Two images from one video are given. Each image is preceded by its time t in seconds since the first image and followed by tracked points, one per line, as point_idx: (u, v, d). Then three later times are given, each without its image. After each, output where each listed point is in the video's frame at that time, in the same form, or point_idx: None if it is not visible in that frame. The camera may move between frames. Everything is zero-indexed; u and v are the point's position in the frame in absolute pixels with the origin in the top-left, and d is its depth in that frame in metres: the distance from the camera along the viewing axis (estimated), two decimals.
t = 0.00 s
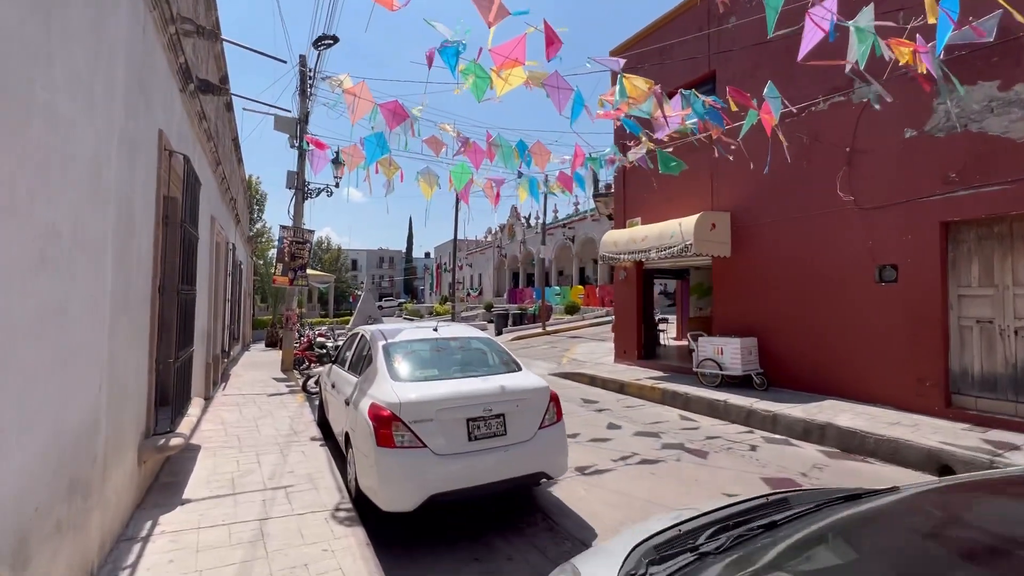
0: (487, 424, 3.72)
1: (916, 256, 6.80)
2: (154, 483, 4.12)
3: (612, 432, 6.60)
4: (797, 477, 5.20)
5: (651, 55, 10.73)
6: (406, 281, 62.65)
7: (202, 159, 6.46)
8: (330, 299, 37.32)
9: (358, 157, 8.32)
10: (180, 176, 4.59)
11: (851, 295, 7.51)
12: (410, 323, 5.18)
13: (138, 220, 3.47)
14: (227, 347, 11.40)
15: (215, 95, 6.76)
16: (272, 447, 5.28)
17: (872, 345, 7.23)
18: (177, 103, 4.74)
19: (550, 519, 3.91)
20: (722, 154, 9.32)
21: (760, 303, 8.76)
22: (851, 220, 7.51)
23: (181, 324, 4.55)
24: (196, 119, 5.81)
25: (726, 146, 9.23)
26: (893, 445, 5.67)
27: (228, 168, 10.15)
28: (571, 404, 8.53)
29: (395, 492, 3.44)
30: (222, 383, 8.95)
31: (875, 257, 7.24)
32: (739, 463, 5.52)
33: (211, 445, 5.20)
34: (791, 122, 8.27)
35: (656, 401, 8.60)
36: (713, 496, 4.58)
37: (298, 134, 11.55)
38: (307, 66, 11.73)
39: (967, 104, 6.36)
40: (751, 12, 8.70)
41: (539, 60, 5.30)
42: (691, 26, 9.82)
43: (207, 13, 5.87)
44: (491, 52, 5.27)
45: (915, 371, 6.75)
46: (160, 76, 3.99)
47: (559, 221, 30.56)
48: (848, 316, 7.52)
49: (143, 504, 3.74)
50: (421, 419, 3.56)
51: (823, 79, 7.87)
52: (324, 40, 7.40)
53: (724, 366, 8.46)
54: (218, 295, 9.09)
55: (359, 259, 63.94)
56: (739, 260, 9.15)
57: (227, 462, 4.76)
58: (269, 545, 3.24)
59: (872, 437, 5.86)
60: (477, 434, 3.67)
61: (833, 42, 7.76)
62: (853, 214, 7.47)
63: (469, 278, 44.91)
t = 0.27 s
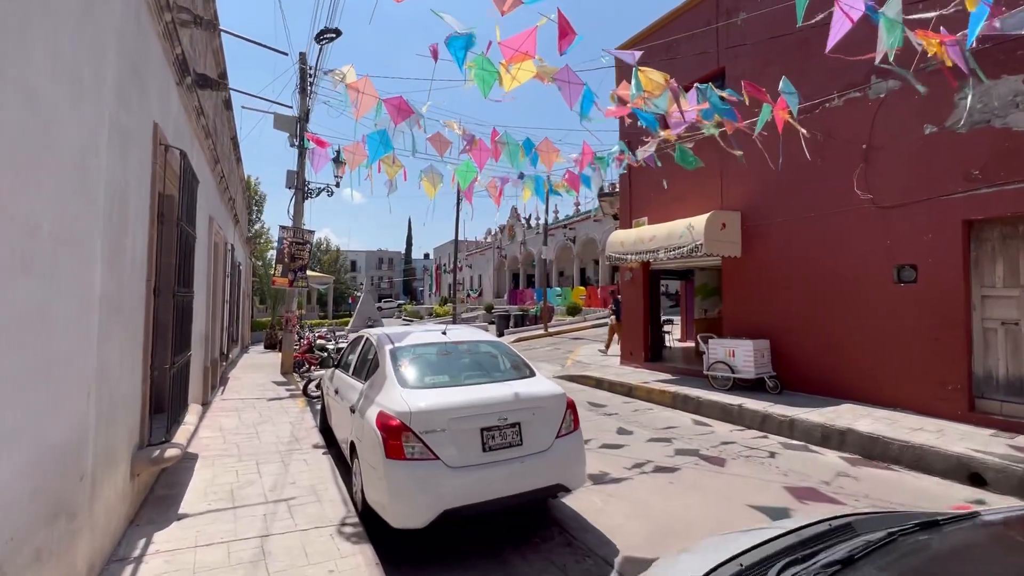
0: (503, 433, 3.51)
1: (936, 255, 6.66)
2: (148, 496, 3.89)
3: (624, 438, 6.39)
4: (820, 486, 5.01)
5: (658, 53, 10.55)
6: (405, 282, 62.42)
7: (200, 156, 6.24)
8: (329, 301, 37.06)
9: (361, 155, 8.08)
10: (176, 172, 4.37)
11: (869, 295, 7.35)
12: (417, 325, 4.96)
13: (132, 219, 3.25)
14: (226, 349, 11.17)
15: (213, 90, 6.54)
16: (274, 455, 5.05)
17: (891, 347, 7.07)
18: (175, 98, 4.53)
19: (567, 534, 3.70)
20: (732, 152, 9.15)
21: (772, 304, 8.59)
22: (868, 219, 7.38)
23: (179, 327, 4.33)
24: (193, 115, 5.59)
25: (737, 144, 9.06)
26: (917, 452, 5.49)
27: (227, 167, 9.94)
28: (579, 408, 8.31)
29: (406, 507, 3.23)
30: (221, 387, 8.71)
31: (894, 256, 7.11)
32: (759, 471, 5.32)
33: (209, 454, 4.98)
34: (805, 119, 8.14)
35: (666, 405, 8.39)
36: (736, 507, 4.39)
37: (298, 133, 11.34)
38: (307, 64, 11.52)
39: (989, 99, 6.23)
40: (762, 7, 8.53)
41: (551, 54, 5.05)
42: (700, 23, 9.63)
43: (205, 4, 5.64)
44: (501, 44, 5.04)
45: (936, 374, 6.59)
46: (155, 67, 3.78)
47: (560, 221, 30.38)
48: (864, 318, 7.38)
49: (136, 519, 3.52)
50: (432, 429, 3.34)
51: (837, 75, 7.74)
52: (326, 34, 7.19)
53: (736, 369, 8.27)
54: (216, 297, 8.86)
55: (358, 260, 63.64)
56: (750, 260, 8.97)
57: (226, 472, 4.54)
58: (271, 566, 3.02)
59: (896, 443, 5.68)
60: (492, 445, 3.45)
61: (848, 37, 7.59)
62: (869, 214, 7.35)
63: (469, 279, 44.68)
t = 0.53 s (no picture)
0: (510, 440, 3.26)
1: (950, 253, 6.50)
2: (125, 508, 3.61)
3: (630, 442, 6.15)
4: (838, 493, 4.80)
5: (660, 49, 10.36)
6: (399, 283, 62.02)
7: (187, 147, 5.95)
8: (322, 302, 36.64)
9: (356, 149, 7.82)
10: (158, 160, 4.09)
11: (879, 295, 7.18)
12: (415, 324, 4.70)
13: (106, 207, 2.97)
14: (215, 350, 10.85)
15: (201, 79, 6.25)
16: (264, 462, 4.77)
17: (902, 348, 6.90)
18: (158, 83, 4.25)
19: (578, 547, 3.47)
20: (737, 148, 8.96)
21: (777, 304, 8.39)
22: (877, 216, 7.21)
23: (161, 326, 4.05)
24: (179, 103, 5.30)
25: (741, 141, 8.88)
26: (936, 457, 5.30)
27: (217, 163, 9.63)
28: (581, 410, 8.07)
29: (406, 521, 2.97)
30: (209, 390, 8.40)
31: (905, 254, 6.93)
32: (773, 477, 5.11)
33: (194, 460, 4.69)
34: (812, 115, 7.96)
35: (670, 407, 8.16)
36: (754, 516, 4.17)
37: (291, 128, 11.05)
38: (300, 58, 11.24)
39: (1005, 92, 6.08)
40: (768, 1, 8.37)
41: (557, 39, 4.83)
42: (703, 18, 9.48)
43: None
44: (506, 28, 4.81)
45: (951, 375, 6.43)
46: (135, 45, 3.51)
47: (556, 222, 30.18)
48: (874, 318, 7.21)
49: (111, 534, 3.24)
50: (433, 436, 3.08)
51: (845, 70, 7.60)
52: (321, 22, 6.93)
53: (741, 370, 8.07)
54: (205, 296, 8.55)
55: (352, 261, 63.18)
56: (754, 259, 8.77)
57: (212, 480, 4.25)
58: None
59: (914, 447, 5.49)
60: (498, 453, 3.20)
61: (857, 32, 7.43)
62: (879, 211, 7.18)
63: (464, 280, 44.37)
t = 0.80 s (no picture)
0: (514, 460, 3.00)
1: (958, 258, 6.35)
2: (89, 534, 3.28)
3: (632, 453, 5.91)
4: (852, 508, 4.60)
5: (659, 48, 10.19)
6: (389, 284, 61.48)
7: (165, 141, 5.61)
8: (310, 303, 36.11)
9: (347, 147, 7.52)
10: (126, 153, 3.75)
11: (884, 300, 7.02)
12: (409, 331, 4.42)
13: (64, 205, 2.66)
14: (198, 354, 10.45)
15: (182, 69, 5.91)
16: (246, 478, 4.46)
17: (909, 355, 6.76)
18: (131, 70, 3.93)
19: (586, 573, 3.22)
20: (736, 149, 8.80)
21: (778, 308, 8.22)
22: (882, 220, 7.06)
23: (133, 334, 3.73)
24: (158, 94, 4.98)
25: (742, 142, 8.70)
26: (950, 469, 5.12)
27: (201, 160, 9.27)
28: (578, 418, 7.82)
29: (401, 553, 2.69)
30: (190, 397, 8.03)
31: (911, 259, 6.77)
32: (783, 491, 4.89)
33: (169, 477, 4.37)
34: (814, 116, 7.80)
35: (670, 414, 7.94)
36: (769, 535, 3.94)
37: (278, 125, 10.70)
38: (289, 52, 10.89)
39: (1015, 94, 5.94)
40: None
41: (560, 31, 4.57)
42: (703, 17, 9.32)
43: None
44: (507, 18, 4.56)
45: (959, 382, 6.30)
46: (101, 23, 3.18)
47: (548, 223, 29.97)
48: (879, 324, 7.06)
49: (71, 566, 2.92)
50: (431, 457, 2.81)
51: (849, 71, 7.47)
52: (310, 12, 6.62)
53: (743, 377, 7.87)
54: (187, 298, 8.18)
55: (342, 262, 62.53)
56: (754, 262, 8.59)
57: (187, 500, 3.94)
58: None
59: (926, 458, 5.31)
60: (501, 474, 2.94)
61: (861, 32, 7.30)
62: (884, 215, 7.03)
63: (454, 282, 44.01)
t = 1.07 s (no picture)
0: (521, 473, 2.77)
1: (960, 261, 6.26)
2: (51, 555, 2.99)
3: (633, 460, 5.72)
4: (863, 517, 4.45)
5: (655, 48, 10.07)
6: (376, 286, 60.88)
7: (144, 132, 5.30)
8: (296, 304, 35.53)
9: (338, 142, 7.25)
10: (99, 139, 3.46)
11: (885, 303, 6.93)
12: (404, 334, 4.17)
13: (23, 191, 2.39)
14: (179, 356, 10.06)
15: (162, 56, 5.61)
16: (226, 490, 4.17)
17: (910, 359, 6.66)
18: (105, 51, 3.65)
19: None
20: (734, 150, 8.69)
21: (777, 312, 8.11)
22: (883, 223, 6.98)
23: (104, 336, 3.44)
24: (136, 80, 4.69)
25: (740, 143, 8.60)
26: (958, 476, 5.00)
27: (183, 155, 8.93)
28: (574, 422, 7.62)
29: None
30: (169, 401, 7.68)
31: (913, 262, 6.68)
32: (791, 500, 4.73)
33: (143, 489, 4.07)
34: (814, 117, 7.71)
35: (667, 419, 7.78)
36: (781, 549, 3.76)
37: (265, 120, 10.38)
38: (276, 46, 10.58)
39: (1018, 96, 5.88)
40: None
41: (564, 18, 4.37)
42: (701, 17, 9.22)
43: None
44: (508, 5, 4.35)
45: (961, 387, 6.21)
46: None
47: (538, 225, 29.80)
48: (879, 327, 6.96)
49: None
50: (431, 471, 2.57)
51: (849, 72, 7.39)
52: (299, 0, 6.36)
53: (740, 381, 7.72)
54: (167, 298, 7.83)
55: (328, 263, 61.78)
56: (752, 265, 8.48)
57: (162, 515, 3.65)
58: None
59: (934, 465, 5.18)
60: (507, 489, 2.72)
61: (861, 32, 7.22)
62: (885, 217, 6.94)
63: (443, 283, 43.67)
